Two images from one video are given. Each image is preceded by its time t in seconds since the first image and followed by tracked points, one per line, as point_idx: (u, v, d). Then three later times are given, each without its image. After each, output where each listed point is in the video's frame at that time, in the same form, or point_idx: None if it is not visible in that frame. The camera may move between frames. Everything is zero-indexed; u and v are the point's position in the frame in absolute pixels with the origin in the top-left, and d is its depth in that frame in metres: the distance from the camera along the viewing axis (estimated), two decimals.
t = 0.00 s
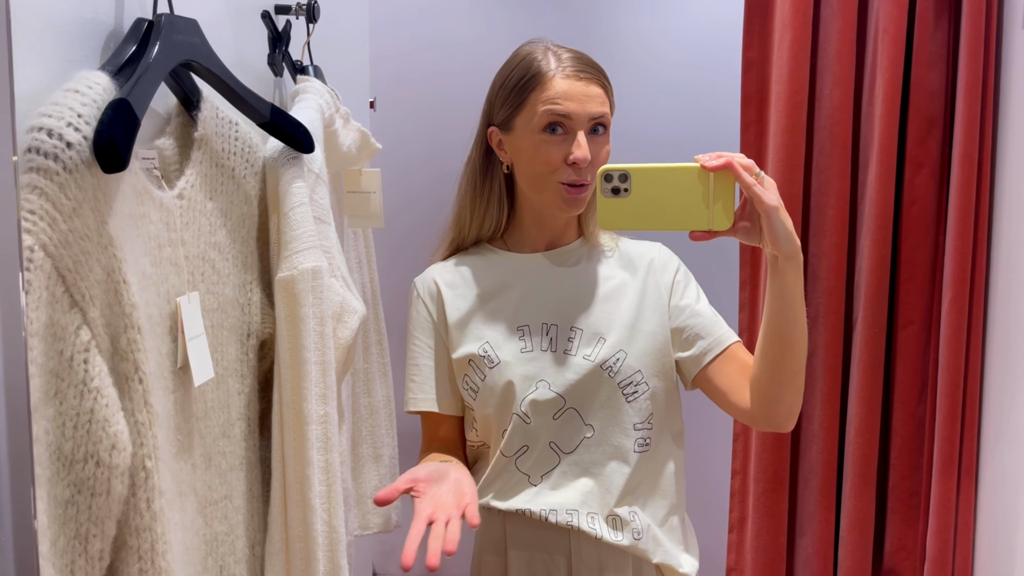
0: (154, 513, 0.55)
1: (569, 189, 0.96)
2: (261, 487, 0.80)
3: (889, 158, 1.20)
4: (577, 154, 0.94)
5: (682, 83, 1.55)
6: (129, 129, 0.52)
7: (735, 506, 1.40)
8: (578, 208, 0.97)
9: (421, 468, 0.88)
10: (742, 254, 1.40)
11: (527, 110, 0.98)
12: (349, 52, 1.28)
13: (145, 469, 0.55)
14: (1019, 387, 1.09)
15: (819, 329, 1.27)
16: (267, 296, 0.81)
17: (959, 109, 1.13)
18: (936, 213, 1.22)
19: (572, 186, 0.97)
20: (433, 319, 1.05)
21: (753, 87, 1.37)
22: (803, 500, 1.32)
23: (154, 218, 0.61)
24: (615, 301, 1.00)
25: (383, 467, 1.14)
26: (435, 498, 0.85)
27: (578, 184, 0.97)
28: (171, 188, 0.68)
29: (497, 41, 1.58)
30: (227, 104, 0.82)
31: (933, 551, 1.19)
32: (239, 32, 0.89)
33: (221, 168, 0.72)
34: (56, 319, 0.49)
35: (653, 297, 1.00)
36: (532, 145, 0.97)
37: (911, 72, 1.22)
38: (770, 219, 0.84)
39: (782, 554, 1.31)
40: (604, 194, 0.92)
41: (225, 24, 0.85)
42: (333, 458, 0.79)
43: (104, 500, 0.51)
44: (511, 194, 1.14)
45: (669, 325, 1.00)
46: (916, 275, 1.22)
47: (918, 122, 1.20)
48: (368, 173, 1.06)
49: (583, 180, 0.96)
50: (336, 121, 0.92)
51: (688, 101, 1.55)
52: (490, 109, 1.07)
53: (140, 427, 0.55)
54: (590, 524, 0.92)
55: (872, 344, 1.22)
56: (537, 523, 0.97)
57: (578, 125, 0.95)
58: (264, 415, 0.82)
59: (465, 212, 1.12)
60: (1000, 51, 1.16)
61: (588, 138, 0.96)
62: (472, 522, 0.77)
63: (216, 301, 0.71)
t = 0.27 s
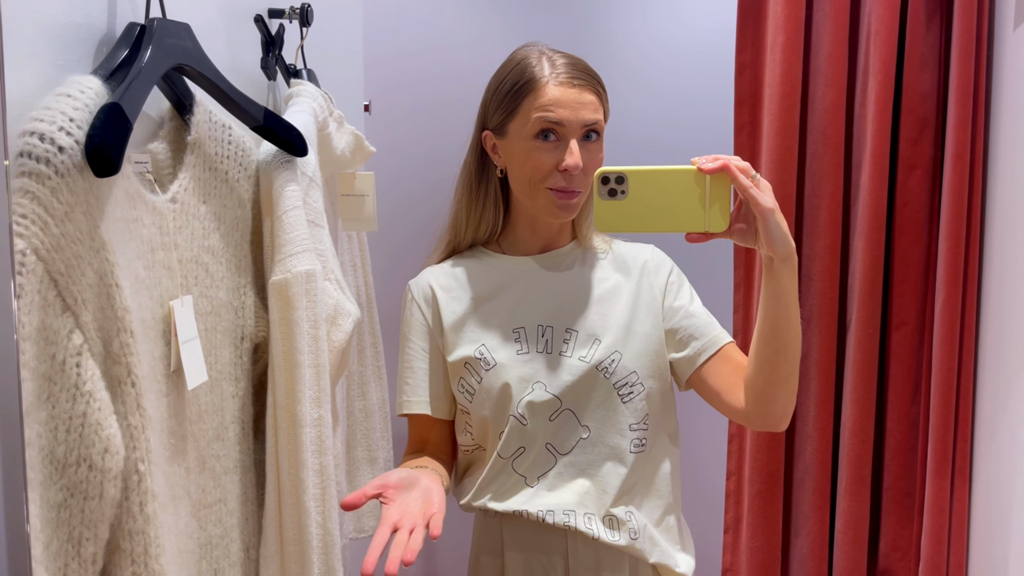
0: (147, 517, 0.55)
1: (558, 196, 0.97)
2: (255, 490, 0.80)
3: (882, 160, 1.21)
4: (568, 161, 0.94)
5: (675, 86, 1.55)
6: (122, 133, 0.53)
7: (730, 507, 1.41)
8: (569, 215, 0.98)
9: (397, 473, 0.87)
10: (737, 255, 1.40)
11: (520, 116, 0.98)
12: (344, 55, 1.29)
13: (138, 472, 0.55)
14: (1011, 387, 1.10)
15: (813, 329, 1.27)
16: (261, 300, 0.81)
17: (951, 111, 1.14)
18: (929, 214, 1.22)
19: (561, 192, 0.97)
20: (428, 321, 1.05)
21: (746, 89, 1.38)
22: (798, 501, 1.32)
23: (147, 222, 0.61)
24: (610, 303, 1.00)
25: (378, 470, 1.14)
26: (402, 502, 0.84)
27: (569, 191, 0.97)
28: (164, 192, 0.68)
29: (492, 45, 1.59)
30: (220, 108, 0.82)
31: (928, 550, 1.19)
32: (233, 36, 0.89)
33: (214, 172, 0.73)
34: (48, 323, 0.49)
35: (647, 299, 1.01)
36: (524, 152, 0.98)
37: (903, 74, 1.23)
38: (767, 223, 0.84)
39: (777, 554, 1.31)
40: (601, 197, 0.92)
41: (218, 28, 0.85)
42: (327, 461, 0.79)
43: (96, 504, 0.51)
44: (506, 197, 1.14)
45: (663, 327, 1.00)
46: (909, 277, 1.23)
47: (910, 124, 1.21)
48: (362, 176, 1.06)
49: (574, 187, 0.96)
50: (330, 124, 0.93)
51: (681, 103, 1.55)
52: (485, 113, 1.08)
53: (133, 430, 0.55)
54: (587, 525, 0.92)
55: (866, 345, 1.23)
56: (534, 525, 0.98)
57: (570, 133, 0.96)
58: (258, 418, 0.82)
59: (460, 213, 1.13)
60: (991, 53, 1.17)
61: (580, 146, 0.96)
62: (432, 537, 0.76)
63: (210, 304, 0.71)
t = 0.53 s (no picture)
0: (146, 520, 0.56)
1: (547, 202, 0.98)
2: (253, 494, 0.80)
3: (875, 162, 1.21)
4: (555, 168, 0.95)
5: (671, 90, 1.56)
6: (120, 140, 0.53)
7: (727, 508, 1.41)
8: (560, 219, 0.99)
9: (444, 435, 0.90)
10: (732, 257, 1.41)
11: (509, 123, 0.99)
12: (341, 60, 1.29)
13: (137, 476, 0.55)
14: (1005, 387, 1.10)
15: (808, 331, 1.28)
16: (259, 304, 0.82)
17: (944, 114, 1.15)
18: (922, 216, 1.23)
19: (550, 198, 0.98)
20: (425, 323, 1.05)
21: (740, 93, 1.39)
22: (794, 501, 1.33)
23: (145, 228, 0.62)
24: (606, 305, 1.01)
25: (376, 473, 1.14)
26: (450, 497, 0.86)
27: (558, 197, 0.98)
28: (161, 198, 0.69)
29: (488, 49, 1.60)
30: (218, 114, 0.83)
31: (923, 550, 1.20)
32: (230, 43, 0.89)
33: (211, 177, 0.73)
34: (47, 328, 0.50)
35: (643, 301, 1.01)
36: (513, 160, 0.99)
37: (896, 77, 1.24)
38: (762, 224, 0.85)
39: (774, 555, 1.32)
40: (599, 198, 0.93)
41: (216, 34, 0.86)
42: (325, 464, 0.79)
43: (96, 507, 0.52)
44: (502, 201, 1.15)
45: (658, 329, 1.01)
46: (904, 278, 1.24)
47: (904, 127, 1.22)
48: (359, 180, 1.07)
49: (563, 193, 0.97)
50: (327, 129, 0.93)
51: (677, 107, 1.56)
52: (478, 119, 1.08)
53: (132, 434, 0.55)
54: (582, 526, 0.93)
55: (861, 346, 1.24)
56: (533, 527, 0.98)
57: (558, 141, 0.96)
58: (256, 422, 0.82)
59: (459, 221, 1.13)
60: (983, 57, 1.18)
61: (569, 153, 0.97)
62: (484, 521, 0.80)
63: (208, 309, 0.72)
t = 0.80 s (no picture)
0: (149, 527, 0.55)
1: (540, 210, 0.98)
2: (256, 498, 0.80)
3: (878, 163, 1.21)
4: (547, 179, 0.95)
5: (673, 91, 1.56)
6: (122, 146, 0.53)
7: (731, 510, 1.41)
8: (556, 225, 0.99)
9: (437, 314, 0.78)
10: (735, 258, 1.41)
11: (502, 133, 0.99)
12: (342, 62, 1.29)
13: (140, 482, 0.55)
14: (1010, 388, 1.10)
15: (812, 332, 1.28)
16: (262, 308, 0.81)
17: (947, 115, 1.15)
18: (926, 216, 1.23)
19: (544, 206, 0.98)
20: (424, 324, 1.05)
21: (743, 93, 1.38)
22: (798, 503, 1.32)
23: (147, 232, 0.62)
24: (608, 307, 1.01)
25: (379, 476, 1.14)
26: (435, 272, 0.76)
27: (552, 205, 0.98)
28: (163, 202, 0.69)
29: (490, 51, 1.60)
30: (219, 117, 0.83)
31: (928, 552, 1.19)
32: (232, 46, 0.89)
33: (213, 181, 0.73)
34: (49, 334, 0.49)
35: (645, 303, 1.01)
36: (506, 170, 0.99)
37: (899, 78, 1.23)
38: (763, 226, 0.84)
39: (778, 557, 1.32)
40: (599, 198, 0.93)
41: (217, 37, 0.85)
42: (328, 468, 0.79)
43: (99, 514, 0.52)
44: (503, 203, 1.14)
45: (660, 331, 1.01)
46: (908, 279, 1.24)
47: (907, 127, 1.22)
48: (360, 184, 1.06)
49: (556, 203, 0.97)
50: (329, 131, 0.93)
51: (679, 108, 1.56)
52: (476, 125, 1.08)
53: (135, 440, 0.55)
54: (584, 529, 0.93)
55: (864, 347, 1.23)
56: (534, 531, 0.98)
57: (550, 152, 0.96)
58: (259, 425, 0.82)
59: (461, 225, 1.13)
60: (986, 57, 1.17)
61: (562, 164, 0.97)
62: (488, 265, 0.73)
63: (210, 313, 0.71)
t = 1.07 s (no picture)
0: (150, 522, 0.55)
1: (543, 208, 0.98)
2: (259, 495, 0.80)
3: (880, 160, 1.21)
4: (550, 176, 0.95)
5: (674, 89, 1.56)
6: (123, 142, 0.53)
7: (733, 508, 1.40)
8: (559, 225, 0.99)
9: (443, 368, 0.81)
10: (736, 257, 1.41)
11: (506, 130, 0.99)
12: (343, 61, 1.29)
13: (142, 478, 0.55)
14: (1012, 385, 1.10)
15: (814, 329, 1.27)
16: (263, 305, 0.81)
17: (949, 111, 1.14)
18: (928, 213, 1.22)
19: (548, 205, 0.98)
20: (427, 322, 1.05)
21: (744, 91, 1.38)
22: (800, 501, 1.32)
23: (148, 229, 0.62)
24: (609, 305, 1.01)
25: (382, 474, 1.14)
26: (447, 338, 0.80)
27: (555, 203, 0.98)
28: (165, 199, 0.69)
29: (491, 49, 1.59)
30: (220, 114, 0.83)
31: (930, 549, 1.19)
32: (233, 44, 0.89)
33: (214, 178, 0.73)
34: (51, 330, 0.49)
35: (647, 302, 1.01)
36: (510, 167, 0.99)
37: (900, 75, 1.23)
38: (766, 227, 0.85)
39: (780, 555, 1.31)
40: (601, 198, 0.93)
41: (219, 36, 0.86)
42: (330, 465, 0.79)
43: (101, 509, 0.52)
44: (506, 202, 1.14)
45: (662, 330, 1.00)
46: (910, 276, 1.23)
47: (909, 124, 1.21)
48: (362, 181, 1.06)
49: (560, 200, 0.97)
50: (330, 129, 0.93)
51: (681, 106, 1.56)
52: (479, 122, 1.08)
53: (136, 436, 0.55)
54: (584, 525, 0.92)
55: (866, 344, 1.23)
56: (535, 528, 0.98)
57: (553, 148, 0.96)
58: (261, 423, 0.82)
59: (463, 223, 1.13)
60: (988, 53, 1.17)
61: (565, 161, 0.97)
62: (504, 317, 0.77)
63: (211, 310, 0.72)
